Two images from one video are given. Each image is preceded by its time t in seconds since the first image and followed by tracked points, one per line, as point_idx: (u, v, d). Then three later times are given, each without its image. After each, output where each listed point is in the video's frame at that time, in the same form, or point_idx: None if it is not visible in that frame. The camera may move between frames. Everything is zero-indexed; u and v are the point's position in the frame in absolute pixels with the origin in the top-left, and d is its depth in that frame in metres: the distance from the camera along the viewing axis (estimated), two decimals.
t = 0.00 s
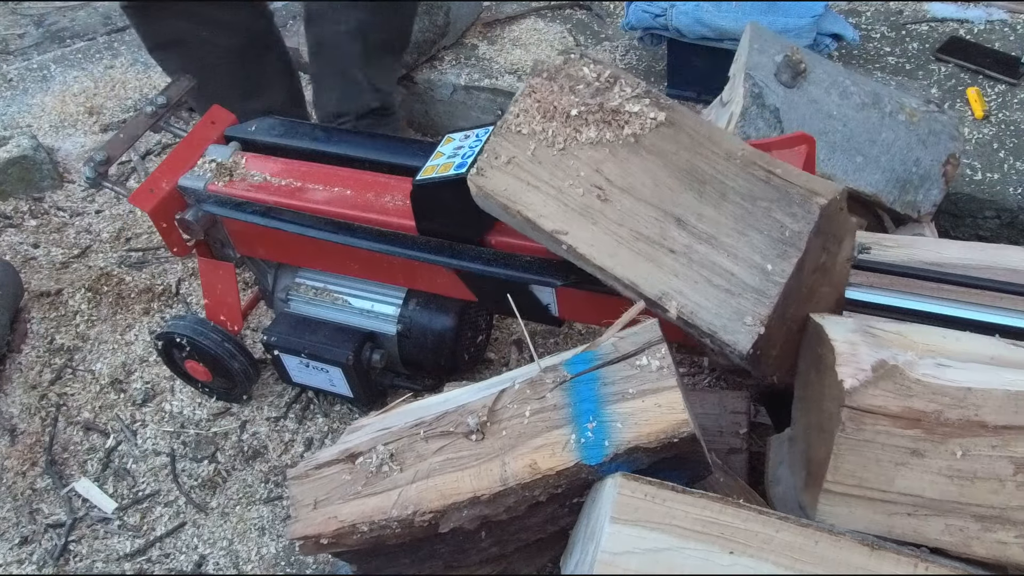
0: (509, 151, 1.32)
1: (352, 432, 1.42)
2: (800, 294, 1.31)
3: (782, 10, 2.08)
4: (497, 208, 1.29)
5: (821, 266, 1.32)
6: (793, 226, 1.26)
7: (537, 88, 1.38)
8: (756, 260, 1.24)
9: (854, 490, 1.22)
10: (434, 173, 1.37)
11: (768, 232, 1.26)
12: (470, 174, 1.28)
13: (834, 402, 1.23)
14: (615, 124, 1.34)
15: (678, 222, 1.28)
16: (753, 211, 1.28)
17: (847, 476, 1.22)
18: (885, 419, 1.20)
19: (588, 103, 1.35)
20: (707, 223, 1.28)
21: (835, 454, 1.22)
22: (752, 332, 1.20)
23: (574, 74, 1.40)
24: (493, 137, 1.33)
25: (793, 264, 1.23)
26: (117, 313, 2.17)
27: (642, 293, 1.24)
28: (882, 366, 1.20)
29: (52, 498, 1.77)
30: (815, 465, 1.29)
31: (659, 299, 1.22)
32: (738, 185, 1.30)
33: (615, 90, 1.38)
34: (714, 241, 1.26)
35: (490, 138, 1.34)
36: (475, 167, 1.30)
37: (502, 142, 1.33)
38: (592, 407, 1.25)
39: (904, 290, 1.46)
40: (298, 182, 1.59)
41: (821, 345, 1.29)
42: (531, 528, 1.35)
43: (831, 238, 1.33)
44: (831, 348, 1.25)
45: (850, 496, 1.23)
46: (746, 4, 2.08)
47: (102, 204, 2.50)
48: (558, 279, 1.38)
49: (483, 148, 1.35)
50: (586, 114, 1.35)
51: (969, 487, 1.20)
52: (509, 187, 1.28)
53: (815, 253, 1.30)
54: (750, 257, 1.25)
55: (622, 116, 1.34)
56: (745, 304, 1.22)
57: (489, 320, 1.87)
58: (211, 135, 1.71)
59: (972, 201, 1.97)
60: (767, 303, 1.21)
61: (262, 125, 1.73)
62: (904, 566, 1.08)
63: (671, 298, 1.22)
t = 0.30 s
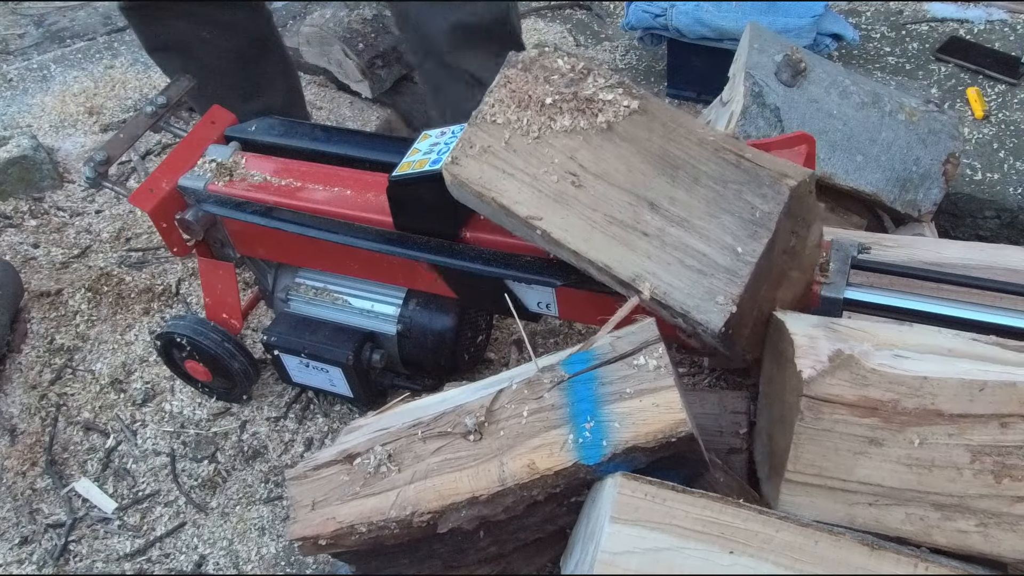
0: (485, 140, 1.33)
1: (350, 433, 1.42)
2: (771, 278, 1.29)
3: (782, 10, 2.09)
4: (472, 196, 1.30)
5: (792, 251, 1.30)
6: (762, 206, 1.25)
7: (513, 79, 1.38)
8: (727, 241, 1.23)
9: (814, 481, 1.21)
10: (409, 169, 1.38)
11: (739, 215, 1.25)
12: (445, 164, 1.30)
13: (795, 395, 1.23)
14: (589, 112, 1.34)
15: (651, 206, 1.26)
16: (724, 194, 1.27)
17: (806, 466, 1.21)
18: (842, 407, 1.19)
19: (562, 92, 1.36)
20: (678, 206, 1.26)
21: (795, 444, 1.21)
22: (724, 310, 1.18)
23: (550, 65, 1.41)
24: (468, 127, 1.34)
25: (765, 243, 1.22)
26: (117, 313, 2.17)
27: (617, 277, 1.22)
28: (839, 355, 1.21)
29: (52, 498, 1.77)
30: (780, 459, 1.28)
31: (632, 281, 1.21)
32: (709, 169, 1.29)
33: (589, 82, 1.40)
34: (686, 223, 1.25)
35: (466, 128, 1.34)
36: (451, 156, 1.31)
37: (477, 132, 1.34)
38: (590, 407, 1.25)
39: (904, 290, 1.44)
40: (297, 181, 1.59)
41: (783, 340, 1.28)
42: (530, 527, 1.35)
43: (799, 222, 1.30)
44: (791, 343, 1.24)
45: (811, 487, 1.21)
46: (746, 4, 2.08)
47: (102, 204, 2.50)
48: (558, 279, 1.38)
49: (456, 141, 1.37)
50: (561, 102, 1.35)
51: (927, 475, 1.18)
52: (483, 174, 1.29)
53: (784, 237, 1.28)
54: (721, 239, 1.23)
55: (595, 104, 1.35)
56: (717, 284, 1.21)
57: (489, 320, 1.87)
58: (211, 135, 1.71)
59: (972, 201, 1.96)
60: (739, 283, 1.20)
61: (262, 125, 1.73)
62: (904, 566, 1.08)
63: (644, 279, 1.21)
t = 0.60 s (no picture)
0: (467, 125, 1.32)
1: (348, 434, 1.42)
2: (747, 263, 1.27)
3: (782, 10, 2.09)
4: (453, 179, 1.30)
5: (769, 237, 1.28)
6: (740, 186, 1.23)
7: (499, 66, 1.38)
8: (704, 221, 1.22)
9: (782, 471, 1.20)
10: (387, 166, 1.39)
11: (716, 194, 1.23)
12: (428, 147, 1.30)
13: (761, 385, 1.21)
14: (572, 98, 1.33)
15: (630, 186, 1.25)
16: (702, 175, 1.26)
17: (775, 457, 1.20)
18: (811, 397, 1.18)
19: (547, 78, 1.35)
20: (658, 186, 1.25)
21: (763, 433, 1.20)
22: (700, 287, 1.17)
23: (535, 54, 1.41)
24: (451, 112, 1.34)
25: (742, 223, 1.20)
26: (117, 313, 2.17)
27: (594, 255, 1.22)
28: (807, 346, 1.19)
29: (52, 498, 1.77)
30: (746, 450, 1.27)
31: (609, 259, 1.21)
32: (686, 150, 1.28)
33: (574, 70, 1.38)
34: (665, 203, 1.24)
35: (450, 112, 1.34)
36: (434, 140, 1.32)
37: (461, 116, 1.33)
38: (589, 407, 1.24)
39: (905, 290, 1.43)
40: (298, 182, 1.59)
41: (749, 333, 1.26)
42: (529, 527, 1.35)
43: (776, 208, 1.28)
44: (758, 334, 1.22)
45: (778, 477, 1.20)
46: (746, 4, 2.08)
47: (102, 204, 2.50)
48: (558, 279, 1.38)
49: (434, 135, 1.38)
50: (545, 88, 1.34)
51: (894, 465, 1.18)
52: (463, 156, 1.29)
53: (761, 222, 1.26)
54: (699, 218, 1.22)
55: (579, 90, 1.33)
56: (694, 262, 1.20)
57: (489, 320, 1.87)
58: (211, 135, 1.71)
59: (972, 201, 1.96)
60: (715, 260, 1.19)
61: (262, 125, 1.72)
62: (903, 566, 1.08)
63: (621, 258, 1.21)
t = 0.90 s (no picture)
0: (449, 115, 1.36)
1: (343, 431, 1.42)
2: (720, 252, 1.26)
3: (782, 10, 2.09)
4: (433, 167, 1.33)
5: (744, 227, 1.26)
6: (714, 175, 1.23)
7: (481, 59, 1.42)
8: (679, 209, 1.22)
9: (753, 462, 1.21)
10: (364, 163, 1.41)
11: (692, 183, 1.23)
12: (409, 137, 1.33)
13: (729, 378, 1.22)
14: (552, 90, 1.35)
15: (607, 175, 1.27)
16: (679, 165, 1.26)
17: (745, 447, 1.21)
18: (779, 387, 1.19)
19: (527, 70, 1.38)
20: (634, 176, 1.26)
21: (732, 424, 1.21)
22: (672, 273, 1.17)
23: (518, 49, 1.45)
24: (434, 103, 1.38)
25: (716, 210, 1.20)
26: (117, 313, 2.17)
27: (569, 241, 1.22)
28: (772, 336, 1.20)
29: (52, 498, 1.77)
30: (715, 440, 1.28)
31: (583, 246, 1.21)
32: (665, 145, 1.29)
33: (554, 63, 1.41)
34: (642, 192, 1.24)
35: (433, 105, 1.38)
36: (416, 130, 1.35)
37: (444, 108, 1.37)
38: (581, 405, 1.24)
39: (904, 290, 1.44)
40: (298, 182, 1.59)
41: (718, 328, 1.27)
42: (524, 525, 1.34)
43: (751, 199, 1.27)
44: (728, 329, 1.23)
45: (748, 467, 1.21)
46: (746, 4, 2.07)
47: (102, 204, 2.50)
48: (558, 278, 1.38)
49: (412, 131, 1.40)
50: (526, 79, 1.37)
51: (863, 454, 1.19)
52: (443, 145, 1.32)
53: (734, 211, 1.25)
54: (674, 207, 1.22)
55: (559, 82, 1.36)
56: (668, 249, 1.19)
57: (489, 320, 1.87)
58: (211, 135, 1.71)
59: (972, 202, 1.96)
60: (689, 248, 1.18)
61: (263, 125, 1.71)
62: (903, 566, 1.08)
63: (596, 244, 1.21)
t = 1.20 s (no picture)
0: (436, 110, 1.36)
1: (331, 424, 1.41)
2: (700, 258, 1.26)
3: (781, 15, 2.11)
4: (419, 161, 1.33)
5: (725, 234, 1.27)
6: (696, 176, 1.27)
7: (468, 57, 1.45)
8: (661, 214, 1.24)
9: (730, 454, 1.20)
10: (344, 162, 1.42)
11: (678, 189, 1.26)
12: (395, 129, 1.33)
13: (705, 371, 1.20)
14: (539, 89, 1.39)
15: (592, 177, 1.28)
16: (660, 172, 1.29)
17: (722, 439, 1.20)
18: (755, 377, 1.18)
19: (514, 70, 1.41)
20: (616, 177, 1.28)
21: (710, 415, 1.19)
22: (654, 276, 1.18)
23: (506, 48, 1.47)
24: (421, 97, 1.39)
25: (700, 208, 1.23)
26: (117, 313, 2.17)
27: (551, 240, 1.23)
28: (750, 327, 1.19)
29: (52, 498, 1.77)
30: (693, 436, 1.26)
31: (565, 245, 1.22)
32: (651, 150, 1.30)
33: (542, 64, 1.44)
34: (625, 194, 1.26)
35: (420, 99, 1.39)
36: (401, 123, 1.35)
37: (431, 102, 1.38)
38: (554, 401, 1.24)
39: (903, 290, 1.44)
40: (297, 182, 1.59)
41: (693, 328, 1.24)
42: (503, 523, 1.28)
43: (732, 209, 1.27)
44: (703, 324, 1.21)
45: (726, 459, 1.20)
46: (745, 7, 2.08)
47: (102, 204, 2.50)
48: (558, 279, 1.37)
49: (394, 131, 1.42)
50: (513, 78, 1.40)
51: (838, 445, 1.18)
52: (430, 139, 1.32)
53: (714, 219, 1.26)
54: (656, 212, 1.24)
55: (546, 82, 1.39)
56: (649, 252, 1.20)
57: (488, 320, 1.87)
58: (211, 135, 1.71)
59: (972, 202, 1.96)
60: (669, 251, 1.19)
61: (263, 125, 1.71)
62: (903, 565, 1.08)
63: (578, 244, 1.22)
